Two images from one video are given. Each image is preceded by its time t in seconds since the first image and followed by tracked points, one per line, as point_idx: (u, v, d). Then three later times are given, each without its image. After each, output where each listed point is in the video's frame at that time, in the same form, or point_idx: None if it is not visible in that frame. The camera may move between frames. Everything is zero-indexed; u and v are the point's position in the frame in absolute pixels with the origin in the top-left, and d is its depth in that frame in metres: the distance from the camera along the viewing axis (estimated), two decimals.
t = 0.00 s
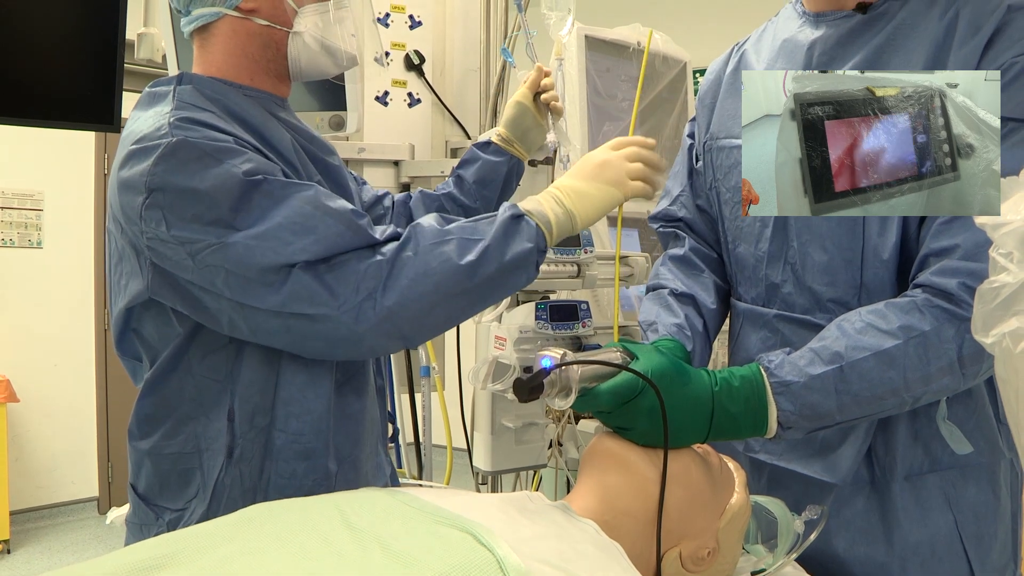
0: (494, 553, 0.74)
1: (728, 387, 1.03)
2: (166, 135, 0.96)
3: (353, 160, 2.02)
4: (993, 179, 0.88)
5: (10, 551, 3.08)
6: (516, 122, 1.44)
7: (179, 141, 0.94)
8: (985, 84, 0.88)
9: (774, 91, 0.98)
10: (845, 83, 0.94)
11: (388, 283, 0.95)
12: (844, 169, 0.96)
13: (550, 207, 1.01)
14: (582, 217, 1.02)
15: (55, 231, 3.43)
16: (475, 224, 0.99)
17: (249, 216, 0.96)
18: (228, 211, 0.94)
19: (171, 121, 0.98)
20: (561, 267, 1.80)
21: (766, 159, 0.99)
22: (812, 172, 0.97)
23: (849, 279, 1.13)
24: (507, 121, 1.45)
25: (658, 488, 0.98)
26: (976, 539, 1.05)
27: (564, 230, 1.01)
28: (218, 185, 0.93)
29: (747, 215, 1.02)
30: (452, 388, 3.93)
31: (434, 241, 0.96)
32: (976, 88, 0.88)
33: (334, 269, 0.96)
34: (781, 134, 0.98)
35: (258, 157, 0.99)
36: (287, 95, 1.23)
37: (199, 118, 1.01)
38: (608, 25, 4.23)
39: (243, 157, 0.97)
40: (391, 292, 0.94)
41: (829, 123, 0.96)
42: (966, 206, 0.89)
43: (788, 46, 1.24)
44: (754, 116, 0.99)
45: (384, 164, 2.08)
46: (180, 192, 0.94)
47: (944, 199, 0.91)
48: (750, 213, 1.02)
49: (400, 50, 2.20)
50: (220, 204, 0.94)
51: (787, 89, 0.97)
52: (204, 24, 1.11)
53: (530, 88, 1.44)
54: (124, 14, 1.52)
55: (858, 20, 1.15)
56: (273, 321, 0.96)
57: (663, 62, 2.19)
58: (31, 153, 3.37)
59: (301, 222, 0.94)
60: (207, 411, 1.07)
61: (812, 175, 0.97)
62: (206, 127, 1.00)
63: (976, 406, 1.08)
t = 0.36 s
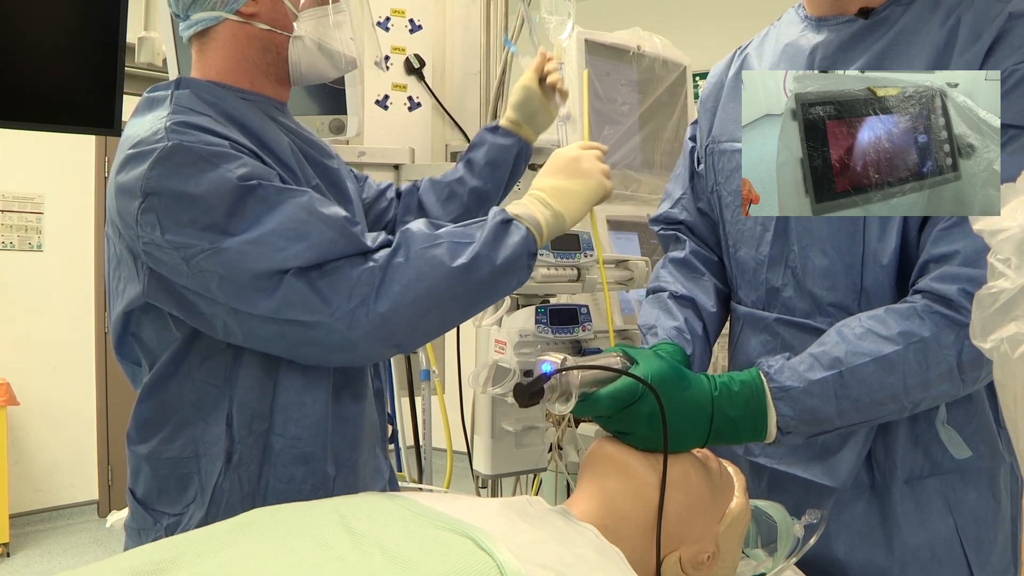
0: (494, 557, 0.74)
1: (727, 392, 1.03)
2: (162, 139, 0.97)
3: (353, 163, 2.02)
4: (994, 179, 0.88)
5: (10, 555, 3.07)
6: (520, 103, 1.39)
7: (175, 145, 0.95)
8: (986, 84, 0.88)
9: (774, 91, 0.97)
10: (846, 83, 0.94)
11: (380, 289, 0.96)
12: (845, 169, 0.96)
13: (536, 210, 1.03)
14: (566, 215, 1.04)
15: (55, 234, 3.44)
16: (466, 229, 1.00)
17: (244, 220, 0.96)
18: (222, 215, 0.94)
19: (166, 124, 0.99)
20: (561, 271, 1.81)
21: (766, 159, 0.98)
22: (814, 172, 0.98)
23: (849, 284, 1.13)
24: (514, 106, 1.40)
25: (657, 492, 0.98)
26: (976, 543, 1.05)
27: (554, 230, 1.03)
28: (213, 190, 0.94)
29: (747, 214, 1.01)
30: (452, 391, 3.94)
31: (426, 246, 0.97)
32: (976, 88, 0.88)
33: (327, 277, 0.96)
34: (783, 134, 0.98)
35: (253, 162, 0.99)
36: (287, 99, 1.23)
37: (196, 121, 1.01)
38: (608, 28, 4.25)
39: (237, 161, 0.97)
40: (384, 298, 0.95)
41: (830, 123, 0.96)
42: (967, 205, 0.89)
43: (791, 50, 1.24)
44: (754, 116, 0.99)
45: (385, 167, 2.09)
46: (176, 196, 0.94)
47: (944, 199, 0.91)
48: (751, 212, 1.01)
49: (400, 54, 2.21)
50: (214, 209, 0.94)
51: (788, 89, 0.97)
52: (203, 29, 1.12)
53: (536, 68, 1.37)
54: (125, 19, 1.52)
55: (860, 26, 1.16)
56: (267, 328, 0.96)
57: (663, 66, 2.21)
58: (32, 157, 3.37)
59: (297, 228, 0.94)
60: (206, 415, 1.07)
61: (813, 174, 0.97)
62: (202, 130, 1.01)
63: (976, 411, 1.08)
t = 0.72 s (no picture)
0: (495, 561, 0.75)
1: (728, 397, 1.03)
2: (159, 148, 0.97)
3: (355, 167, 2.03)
4: (994, 178, 0.88)
5: (10, 557, 3.07)
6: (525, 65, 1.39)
7: (172, 153, 0.95)
8: (986, 84, 0.88)
9: (774, 92, 0.98)
10: (845, 83, 0.95)
11: (374, 301, 0.96)
12: (845, 168, 0.96)
13: (529, 219, 1.04)
14: (559, 221, 1.06)
15: (57, 237, 3.45)
16: (459, 240, 1.00)
17: (241, 230, 0.96)
18: (217, 225, 0.95)
19: (164, 133, 0.99)
20: (562, 275, 1.81)
21: (766, 159, 0.99)
22: (814, 171, 0.97)
23: (850, 287, 1.13)
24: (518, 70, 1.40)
25: (657, 496, 0.98)
26: (976, 547, 1.05)
27: (546, 237, 1.04)
28: (208, 200, 0.94)
29: (746, 214, 1.02)
30: (453, 394, 3.95)
31: (418, 258, 0.97)
32: (976, 88, 0.89)
33: (317, 290, 0.96)
34: (782, 133, 0.98)
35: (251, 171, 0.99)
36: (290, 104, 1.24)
37: (193, 129, 1.01)
38: (608, 32, 4.26)
39: (234, 171, 0.97)
40: (377, 311, 0.95)
41: (829, 122, 0.96)
42: (967, 205, 0.89)
43: (793, 54, 1.25)
44: (754, 116, 0.99)
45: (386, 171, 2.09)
46: (173, 207, 0.94)
47: (944, 199, 0.91)
48: (751, 212, 1.02)
49: (402, 59, 2.22)
50: (211, 218, 0.94)
51: (787, 89, 0.97)
52: (206, 35, 1.12)
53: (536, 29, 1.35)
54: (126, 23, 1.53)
55: (863, 30, 1.16)
56: (262, 338, 0.97)
57: (664, 70, 2.21)
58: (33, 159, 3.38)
59: (289, 241, 0.94)
60: (207, 418, 1.07)
61: (813, 174, 0.97)
62: (199, 139, 1.01)
63: (977, 414, 1.09)
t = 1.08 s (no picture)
0: (494, 558, 0.75)
1: (726, 396, 1.03)
2: (163, 148, 0.98)
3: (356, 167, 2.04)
4: (994, 177, 0.89)
5: (10, 557, 3.08)
6: (533, 64, 1.38)
7: (176, 154, 0.96)
8: (985, 84, 0.89)
9: (774, 92, 0.99)
10: (846, 83, 0.95)
11: (376, 300, 0.96)
12: (845, 168, 0.97)
13: (532, 218, 1.05)
14: (561, 220, 1.06)
15: (58, 237, 3.45)
16: (461, 240, 1.01)
17: (245, 231, 0.97)
18: (221, 225, 0.95)
19: (168, 133, 1.00)
20: (562, 275, 1.82)
21: (766, 159, 0.99)
22: (814, 172, 0.98)
23: (849, 287, 1.14)
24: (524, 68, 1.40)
25: (656, 495, 0.99)
26: (973, 546, 1.06)
27: (547, 234, 1.05)
28: (211, 200, 0.94)
29: (746, 214, 1.03)
30: (453, 394, 3.96)
31: (421, 257, 0.98)
32: (976, 87, 0.89)
33: (320, 289, 0.96)
34: (782, 133, 0.98)
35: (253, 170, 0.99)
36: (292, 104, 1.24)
37: (196, 129, 1.02)
38: (608, 33, 4.27)
39: (237, 170, 0.97)
40: (380, 310, 0.96)
41: (829, 122, 0.97)
42: (966, 205, 0.90)
43: (795, 55, 1.25)
44: (754, 116, 1.00)
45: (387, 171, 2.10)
46: (177, 206, 0.95)
47: (944, 199, 0.91)
48: (750, 213, 1.03)
49: (403, 59, 2.22)
50: (214, 218, 0.95)
51: (788, 89, 0.98)
52: (209, 35, 1.13)
53: (544, 27, 1.34)
54: (127, 24, 1.53)
55: (864, 32, 1.17)
56: (265, 337, 0.97)
57: (665, 70, 2.22)
58: (33, 158, 3.39)
59: (292, 241, 0.95)
60: (208, 417, 1.08)
61: (813, 174, 0.98)
62: (202, 138, 1.01)
63: (974, 414, 1.09)
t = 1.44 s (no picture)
0: (492, 557, 0.76)
1: (723, 395, 1.04)
2: (171, 145, 0.98)
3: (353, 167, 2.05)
4: (992, 177, 0.88)
5: (8, 558, 3.07)
6: (545, 85, 1.34)
7: (183, 151, 0.96)
8: (984, 84, 0.89)
9: (774, 92, 0.99)
10: (844, 83, 0.95)
11: (384, 297, 0.97)
12: (844, 167, 0.97)
13: (539, 218, 1.03)
14: (570, 220, 1.04)
15: (56, 238, 3.45)
16: (468, 237, 1.01)
17: (252, 228, 0.97)
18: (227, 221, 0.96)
19: (176, 131, 1.00)
20: (561, 275, 1.82)
21: (766, 159, 1.00)
22: (812, 172, 0.98)
23: (846, 287, 1.14)
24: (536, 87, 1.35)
25: (654, 494, 0.99)
26: (970, 544, 1.06)
27: (556, 234, 1.03)
28: (219, 196, 0.95)
29: (745, 214, 1.02)
30: (451, 394, 3.97)
31: (428, 254, 0.98)
32: (975, 87, 0.89)
33: (330, 283, 0.97)
34: (781, 133, 0.99)
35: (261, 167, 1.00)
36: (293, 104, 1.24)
37: (203, 127, 1.02)
38: (606, 33, 4.27)
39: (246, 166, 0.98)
40: (388, 306, 0.96)
41: (828, 122, 0.97)
42: (965, 204, 0.89)
43: (791, 55, 1.26)
44: (754, 116, 1.00)
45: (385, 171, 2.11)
46: (183, 203, 0.95)
47: (943, 199, 0.91)
48: (749, 213, 1.02)
49: (400, 59, 2.23)
50: (221, 214, 0.95)
51: (787, 89, 0.98)
52: (207, 40, 1.14)
53: (561, 46, 1.30)
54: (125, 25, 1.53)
55: (860, 32, 1.17)
56: (273, 332, 0.97)
57: (662, 71, 2.20)
58: (31, 158, 3.39)
59: (300, 236, 0.95)
60: (206, 417, 1.08)
61: (812, 174, 0.98)
62: (209, 136, 1.02)
63: (971, 412, 1.10)
